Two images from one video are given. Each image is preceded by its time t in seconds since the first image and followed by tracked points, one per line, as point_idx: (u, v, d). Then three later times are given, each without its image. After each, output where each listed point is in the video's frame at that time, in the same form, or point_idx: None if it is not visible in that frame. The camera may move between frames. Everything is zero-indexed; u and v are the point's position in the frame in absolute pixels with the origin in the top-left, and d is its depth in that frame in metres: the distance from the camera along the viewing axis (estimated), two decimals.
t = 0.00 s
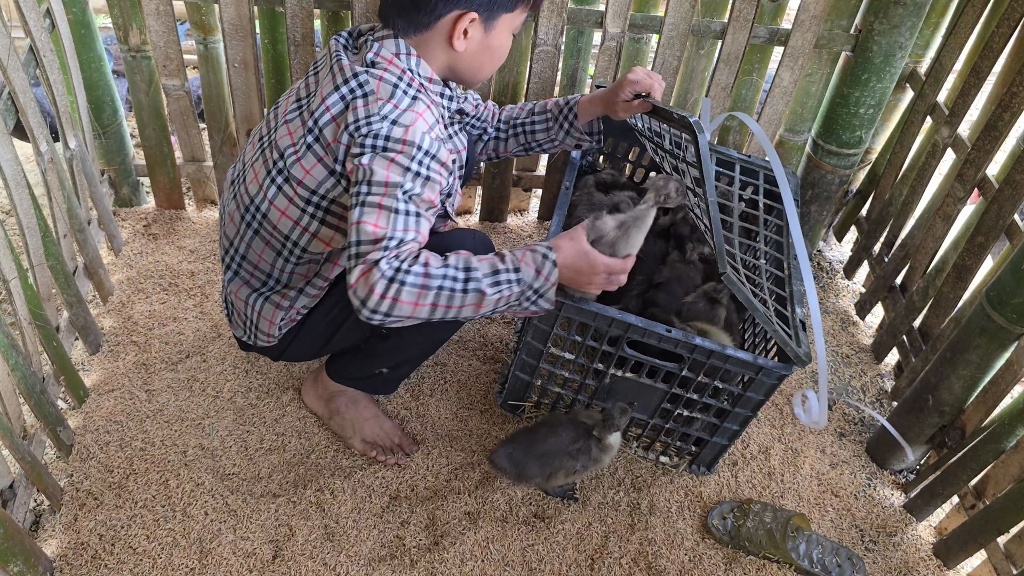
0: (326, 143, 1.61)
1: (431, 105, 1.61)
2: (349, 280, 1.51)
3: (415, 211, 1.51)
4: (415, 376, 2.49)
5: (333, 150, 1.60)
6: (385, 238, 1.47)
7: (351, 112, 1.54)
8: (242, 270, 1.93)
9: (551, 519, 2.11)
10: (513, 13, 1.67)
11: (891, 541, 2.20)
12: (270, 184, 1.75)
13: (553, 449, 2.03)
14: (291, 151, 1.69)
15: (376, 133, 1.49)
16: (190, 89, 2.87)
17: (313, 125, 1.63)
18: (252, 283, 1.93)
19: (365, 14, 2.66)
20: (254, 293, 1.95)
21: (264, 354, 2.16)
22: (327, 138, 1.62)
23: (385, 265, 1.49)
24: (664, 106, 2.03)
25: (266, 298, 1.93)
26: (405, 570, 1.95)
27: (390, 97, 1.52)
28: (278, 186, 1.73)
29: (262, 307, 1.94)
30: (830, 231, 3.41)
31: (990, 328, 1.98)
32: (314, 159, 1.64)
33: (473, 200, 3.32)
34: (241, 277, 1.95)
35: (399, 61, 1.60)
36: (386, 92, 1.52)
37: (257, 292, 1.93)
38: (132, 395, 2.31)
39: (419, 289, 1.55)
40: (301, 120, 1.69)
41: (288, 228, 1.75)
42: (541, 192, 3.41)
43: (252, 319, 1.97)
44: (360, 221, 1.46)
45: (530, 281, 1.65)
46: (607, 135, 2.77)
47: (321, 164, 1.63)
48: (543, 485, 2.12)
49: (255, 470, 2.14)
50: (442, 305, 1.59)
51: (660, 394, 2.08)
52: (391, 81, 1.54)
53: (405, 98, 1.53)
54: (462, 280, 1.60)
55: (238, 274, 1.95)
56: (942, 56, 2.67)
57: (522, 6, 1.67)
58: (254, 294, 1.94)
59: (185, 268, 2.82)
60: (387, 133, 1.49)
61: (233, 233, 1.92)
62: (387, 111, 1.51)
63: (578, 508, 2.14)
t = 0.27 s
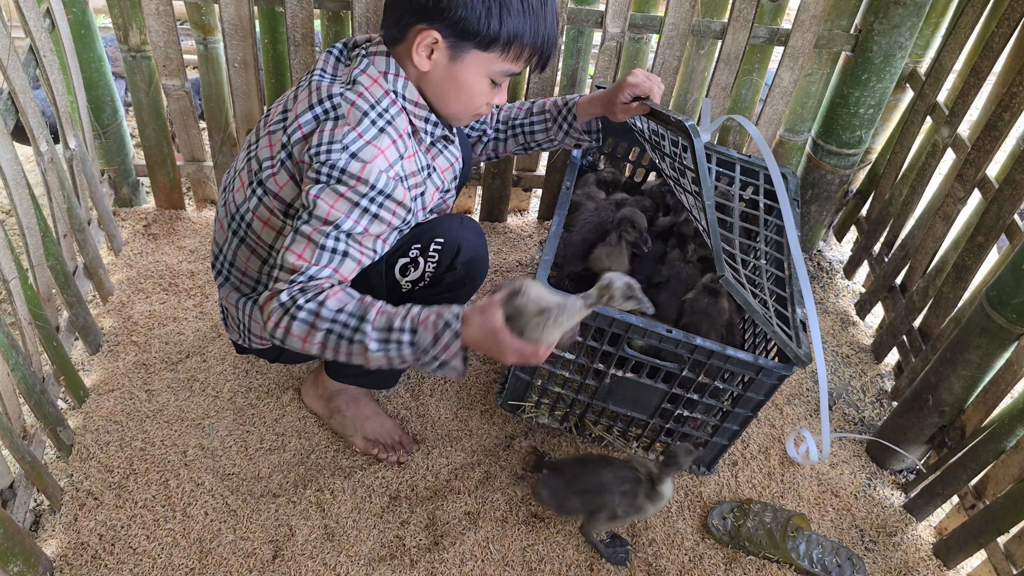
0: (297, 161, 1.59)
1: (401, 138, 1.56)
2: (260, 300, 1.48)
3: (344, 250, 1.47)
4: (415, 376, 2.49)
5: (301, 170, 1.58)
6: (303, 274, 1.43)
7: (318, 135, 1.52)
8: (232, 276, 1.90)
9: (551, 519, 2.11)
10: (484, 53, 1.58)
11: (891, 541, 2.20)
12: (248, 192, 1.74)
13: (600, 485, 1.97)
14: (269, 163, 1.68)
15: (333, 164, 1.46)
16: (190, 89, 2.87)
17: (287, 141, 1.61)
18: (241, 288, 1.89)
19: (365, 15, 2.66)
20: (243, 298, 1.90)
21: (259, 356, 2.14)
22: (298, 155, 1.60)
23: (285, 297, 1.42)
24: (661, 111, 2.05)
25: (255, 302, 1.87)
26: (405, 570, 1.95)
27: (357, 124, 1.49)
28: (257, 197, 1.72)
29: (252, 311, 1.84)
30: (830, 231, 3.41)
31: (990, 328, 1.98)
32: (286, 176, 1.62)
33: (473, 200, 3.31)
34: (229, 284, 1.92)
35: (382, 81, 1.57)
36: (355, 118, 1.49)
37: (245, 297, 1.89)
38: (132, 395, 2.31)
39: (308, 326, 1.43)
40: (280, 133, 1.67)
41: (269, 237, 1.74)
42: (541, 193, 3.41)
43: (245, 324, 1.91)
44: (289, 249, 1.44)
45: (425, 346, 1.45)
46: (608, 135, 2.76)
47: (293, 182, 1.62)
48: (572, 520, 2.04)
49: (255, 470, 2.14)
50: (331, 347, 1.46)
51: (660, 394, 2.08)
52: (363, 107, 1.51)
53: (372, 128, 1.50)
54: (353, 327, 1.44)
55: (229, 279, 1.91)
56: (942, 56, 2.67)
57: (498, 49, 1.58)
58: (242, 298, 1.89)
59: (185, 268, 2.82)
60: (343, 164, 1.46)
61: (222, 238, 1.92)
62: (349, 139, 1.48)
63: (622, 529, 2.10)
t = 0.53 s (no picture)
0: (283, 198, 1.55)
1: (389, 182, 1.50)
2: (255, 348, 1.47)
3: (341, 305, 1.46)
4: (414, 376, 2.48)
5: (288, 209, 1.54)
6: (302, 336, 1.44)
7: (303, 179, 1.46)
8: (223, 288, 1.92)
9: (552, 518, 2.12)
10: (468, 97, 1.43)
11: (891, 541, 2.20)
12: (237, 217, 1.72)
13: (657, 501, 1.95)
14: (255, 193, 1.64)
15: (318, 216, 1.41)
16: (190, 88, 2.87)
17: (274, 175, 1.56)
18: (232, 299, 1.92)
19: (365, 15, 2.66)
20: (233, 308, 1.94)
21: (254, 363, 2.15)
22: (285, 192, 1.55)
23: (285, 368, 1.44)
24: (654, 113, 2.05)
25: (245, 313, 1.89)
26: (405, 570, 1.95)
27: (343, 173, 1.43)
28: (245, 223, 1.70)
29: (240, 321, 1.90)
30: (830, 231, 3.41)
31: (990, 328, 1.98)
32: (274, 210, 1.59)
33: (473, 200, 3.31)
34: (221, 294, 1.94)
35: (373, 118, 1.51)
36: (341, 166, 1.44)
37: (235, 307, 1.92)
38: (132, 394, 2.31)
39: (298, 408, 1.46)
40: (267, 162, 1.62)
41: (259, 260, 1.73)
42: (541, 193, 3.41)
43: (235, 332, 1.94)
44: (285, 313, 1.43)
45: (380, 488, 1.50)
46: (606, 136, 2.77)
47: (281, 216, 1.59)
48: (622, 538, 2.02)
49: (255, 470, 2.14)
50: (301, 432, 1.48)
51: (659, 394, 2.08)
52: (349, 154, 1.45)
53: (359, 175, 1.45)
54: (335, 434, 1.48)
55: (219, 289, 1.94)
56: (942, 56, 2.67)
57: (484, 93, 1.43)
58: (233, 308, 1.93)
59: (185, 268, 2.82)
60: (330, 217, 1.41)
61: (213, 251, 1.91)
62: (336, 189, 1.42)
63: (683, 538, 2.08)
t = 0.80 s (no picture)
0: (282, 222, 1.58)
1: (392, 210, 1.53)
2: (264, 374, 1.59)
3: (343, 331, 1.54)
4: (414, 376, 2.48)
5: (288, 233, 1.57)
6: (303, 361, 1.54)
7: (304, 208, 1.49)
8: (220, 300, 1.93)
9: (551, 518, 2.12)
10: (482, 135, 1.44)
11: (891, 541, 2.20)
12: (235, 236, 1.74)
13: (708, 496, 1.93)
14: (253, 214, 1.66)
15: (323, 247, 1.46)
16: (190, 88, 2.87)
17: (272, 199, 1.58)
18: (232, 311, 1.93)
19: (365, 15, 2.66)
20: (232, 318, 1.95)
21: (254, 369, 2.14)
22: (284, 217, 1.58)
23: (293, 392, 1.58)
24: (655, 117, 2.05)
25: (246, 323, 1.91)
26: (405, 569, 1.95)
27: (344, 203, 1.47)
28: (244, 242, 1.72)
29: (244, 332, 1.91)
30: (830, 231, 3.41)
31: (990, 328, 1.98)
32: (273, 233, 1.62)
33: (473, 200, 3.31)
34: (218, 304, 1.95)
35: (374, 144, 1.52)
36: (342, 196, 1.47)
37: (235, 318, 1.93)
38: (132, 394, 2.31)
39: (306, 429, 1.65)
40: (264, 183, 1.64)
41: (258, 276, 1.77)
42: (541, 193, 3.41)
43: (237, 343, 1.95)
44: (289, 337, 1.51)
45: (387, 497, 1.82)
46: (607, 136, 2.77)
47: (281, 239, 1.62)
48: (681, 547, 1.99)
49: (255, 470, 2.14)
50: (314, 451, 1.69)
51: (660, 394, 2.08)
52: (350, 184, 1.48)
53: (360, 206, 1.48)
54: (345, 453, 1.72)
55: (219, 302, 1.93)
56: (942, 56, 2.67)
57: (497, 130, 1.43)
58: (232, 319, 1.94)
59: (185, 268, 2.82)
60: (334, 249, 1.46)
61: (210, 261, 1.91)
62: (338, 221, 1.47)
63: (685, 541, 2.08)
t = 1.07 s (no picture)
0: (287, 208, 1.56)
1: (397, 191, 1.52)
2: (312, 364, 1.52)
3: (368, 312, 1.49)
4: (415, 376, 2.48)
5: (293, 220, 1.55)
6: (337, 344, 1.48)
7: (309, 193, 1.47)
8: (222, 297, 1.92)
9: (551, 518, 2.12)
10: (497, 107, 1.49)
11: (890, 541, 2.20)
12: (239, 229, 1.73)
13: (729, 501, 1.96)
14: (257, 204, 1.64)
15: (331, 229, 1.43)
16: (190, 88, 2.87)
17: (276, 187, 1.57)
18: (233, 307, 1.93)
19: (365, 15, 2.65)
20: (235, 315, 1.95)
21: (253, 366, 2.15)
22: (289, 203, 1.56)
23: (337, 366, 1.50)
24: (654, 117, 2.06)
25: (247, 319, 1.91)
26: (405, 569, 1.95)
27: (351, 185, 1.45)
28: (248, 234, 1.71)
29: (243, 328, 1.92)
30: (830, 231, 3.41)
31: (990, 328, 1.98)
32: (278, 222, 1.60)
33: (473, 200, 3.31)
34: (221, 301, 1.94)
35: (375, 129, 1.52)
36: (348, 177, 1.45)
37: (237, 315, 1.93)
38: (132, 394, 2.31)
39: (367, 387, 1.51)
40: (267, 173, 1.63)
41: (262, 268, 1.75)
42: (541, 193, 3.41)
43: (236, 338, 1.96)
44: (318, 328, 1.46)
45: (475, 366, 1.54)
46: (607, 136, 2.76)
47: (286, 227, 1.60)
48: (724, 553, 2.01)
49: (255, 470, 2.14)
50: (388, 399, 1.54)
51: (660, 394, 2.08)
52: (355, 165, 1.46)
53: (367, 185, 1.46)
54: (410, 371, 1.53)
55: (219, 298, 1.94)
56: (942, 56, 2.67)
57: (510, 100, 1.49)
58: (234, 316, 1.94)
59: (185, 268, 2.82)
60: (343, 230, 1.43)
61: (212, 258, 1.91)
62: (346, 202, 1.44)
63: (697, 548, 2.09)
